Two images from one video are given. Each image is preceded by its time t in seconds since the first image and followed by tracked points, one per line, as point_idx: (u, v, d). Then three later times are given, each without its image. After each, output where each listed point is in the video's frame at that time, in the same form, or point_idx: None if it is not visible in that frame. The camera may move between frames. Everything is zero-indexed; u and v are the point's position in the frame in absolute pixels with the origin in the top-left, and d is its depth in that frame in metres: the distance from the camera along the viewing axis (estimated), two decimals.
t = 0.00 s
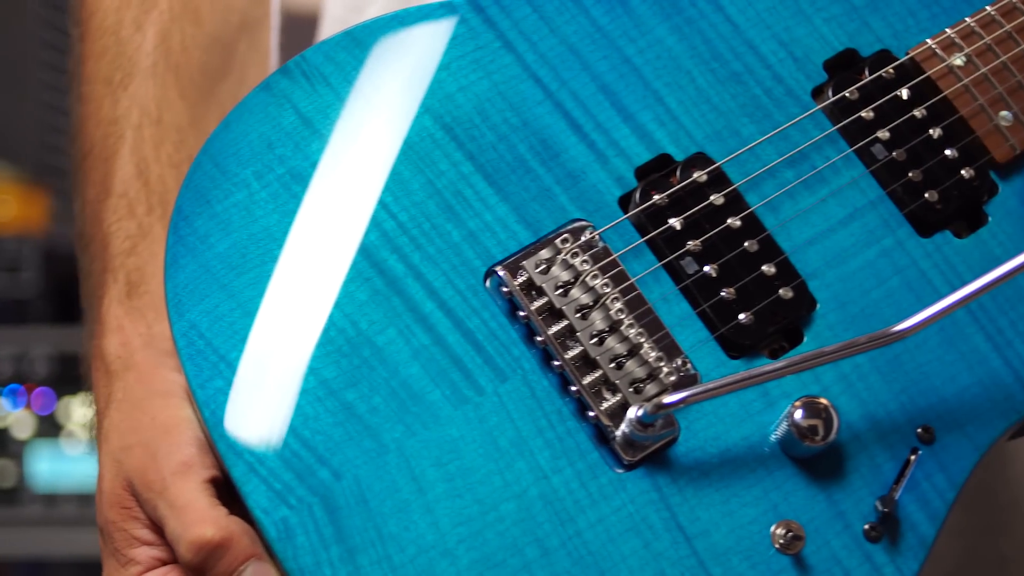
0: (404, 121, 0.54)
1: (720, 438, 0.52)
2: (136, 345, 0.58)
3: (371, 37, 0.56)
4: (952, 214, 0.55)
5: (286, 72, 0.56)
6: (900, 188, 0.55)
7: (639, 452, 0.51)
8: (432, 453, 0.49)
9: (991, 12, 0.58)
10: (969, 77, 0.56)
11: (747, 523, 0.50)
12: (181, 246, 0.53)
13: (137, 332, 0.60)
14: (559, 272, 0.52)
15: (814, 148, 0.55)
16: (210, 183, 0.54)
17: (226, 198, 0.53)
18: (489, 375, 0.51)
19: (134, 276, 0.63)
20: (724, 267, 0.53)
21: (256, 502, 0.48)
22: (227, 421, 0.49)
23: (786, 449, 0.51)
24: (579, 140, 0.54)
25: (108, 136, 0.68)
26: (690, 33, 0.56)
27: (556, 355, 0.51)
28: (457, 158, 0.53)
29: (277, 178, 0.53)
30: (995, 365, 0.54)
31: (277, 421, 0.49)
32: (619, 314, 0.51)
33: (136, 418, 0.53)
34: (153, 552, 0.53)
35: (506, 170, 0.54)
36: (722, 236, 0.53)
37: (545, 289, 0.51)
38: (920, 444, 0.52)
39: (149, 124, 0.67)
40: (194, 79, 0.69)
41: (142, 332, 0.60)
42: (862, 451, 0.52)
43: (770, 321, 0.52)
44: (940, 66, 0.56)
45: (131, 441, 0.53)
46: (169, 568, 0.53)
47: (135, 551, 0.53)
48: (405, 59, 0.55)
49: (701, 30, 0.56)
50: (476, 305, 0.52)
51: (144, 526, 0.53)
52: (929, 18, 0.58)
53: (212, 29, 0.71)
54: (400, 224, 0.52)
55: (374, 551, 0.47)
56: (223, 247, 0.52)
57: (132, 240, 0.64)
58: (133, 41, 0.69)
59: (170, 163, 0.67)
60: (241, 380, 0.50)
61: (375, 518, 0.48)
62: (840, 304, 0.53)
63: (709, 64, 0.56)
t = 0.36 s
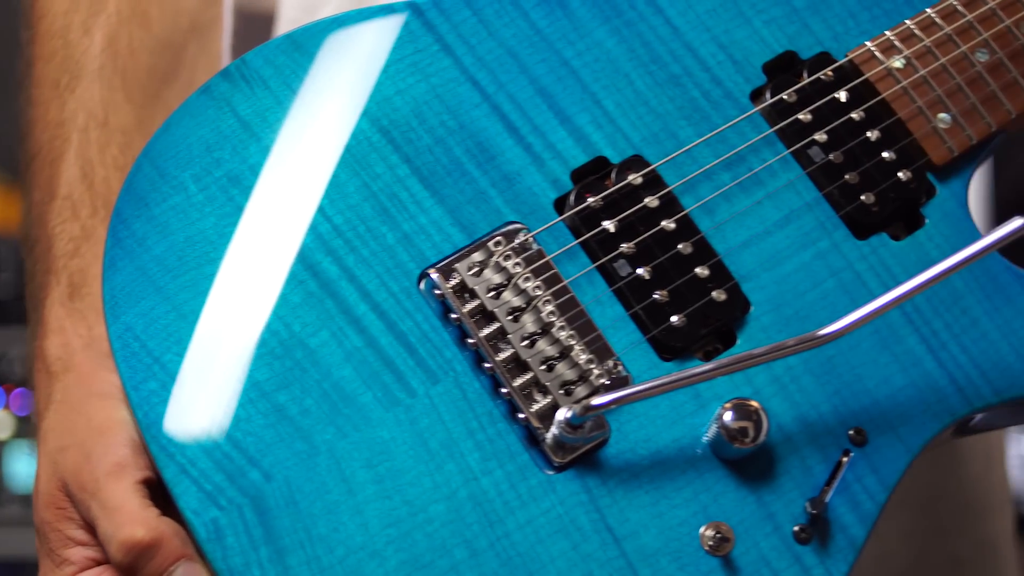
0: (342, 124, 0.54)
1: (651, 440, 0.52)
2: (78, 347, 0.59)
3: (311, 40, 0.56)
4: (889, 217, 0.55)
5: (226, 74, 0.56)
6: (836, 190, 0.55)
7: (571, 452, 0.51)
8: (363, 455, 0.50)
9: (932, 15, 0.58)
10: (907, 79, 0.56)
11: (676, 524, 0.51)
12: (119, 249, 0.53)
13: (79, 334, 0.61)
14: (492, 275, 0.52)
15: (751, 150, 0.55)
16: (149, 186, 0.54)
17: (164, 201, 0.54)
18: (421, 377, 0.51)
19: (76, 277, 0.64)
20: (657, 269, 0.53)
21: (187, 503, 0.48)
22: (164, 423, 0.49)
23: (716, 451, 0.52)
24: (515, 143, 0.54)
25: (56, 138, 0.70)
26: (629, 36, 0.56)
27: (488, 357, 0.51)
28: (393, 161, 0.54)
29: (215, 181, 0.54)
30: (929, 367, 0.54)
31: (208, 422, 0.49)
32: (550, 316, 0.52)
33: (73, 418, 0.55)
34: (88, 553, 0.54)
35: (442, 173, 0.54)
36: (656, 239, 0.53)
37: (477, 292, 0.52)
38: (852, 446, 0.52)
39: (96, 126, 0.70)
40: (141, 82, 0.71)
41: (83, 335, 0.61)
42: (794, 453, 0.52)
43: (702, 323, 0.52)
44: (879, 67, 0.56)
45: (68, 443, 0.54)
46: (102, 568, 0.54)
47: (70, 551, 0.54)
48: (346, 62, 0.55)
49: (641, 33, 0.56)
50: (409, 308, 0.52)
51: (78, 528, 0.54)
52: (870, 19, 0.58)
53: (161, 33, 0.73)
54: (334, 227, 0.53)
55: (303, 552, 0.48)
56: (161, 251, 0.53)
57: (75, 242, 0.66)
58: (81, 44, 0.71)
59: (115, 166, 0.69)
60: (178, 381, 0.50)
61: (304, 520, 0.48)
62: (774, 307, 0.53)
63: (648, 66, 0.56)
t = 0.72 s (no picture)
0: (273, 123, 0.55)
1: (578, 437, 0.52)
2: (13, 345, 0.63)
3: (245, 41, 0.57)
4: (820, 215, 0.55)
5: (162, 76, 0.57)
6: (766, 188, 0.55)
7: (497, 449, 0.51)
8: (289, 452, 0.50)
9: (866, 13, 0.58)
10: (840, 77, 0.56)
11: (601, 521, 0.51)
12: (52, 248, 0.54)
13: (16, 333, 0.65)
14: (419, 273, 0.52)
15: (682, 148, 0.55)
16: (84, 186, 0.55)
17: (98, 201, 0.54)
18: (348, 374, 0.52)
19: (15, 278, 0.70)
20: (585, 267, 0.53)
21: (113, 500, 0.48)
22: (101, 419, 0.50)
23: (642, 448, 0.52)
24: (446, 141, 0.55)
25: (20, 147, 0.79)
26: (562, 36, 0.57)
27: (414, 355, 0.51)
28: (325, 160, 0.54)
29: (148, 180, 0.54)
30: (860, 365, 0.54)
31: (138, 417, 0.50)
32: (476, 314, 0.52)
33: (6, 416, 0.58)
34: (18, 550, 0.59)
35: (373, 172, 0.54)
36: (584, 237, 0.53)
37: (404, 290, 0.52)
38: (780, 444, 0.52)
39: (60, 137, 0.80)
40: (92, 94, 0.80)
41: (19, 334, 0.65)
42: (721, 451, 0.52)
43: (630, 321, 0.52)
44: (812, 66, 0.56)
45: None
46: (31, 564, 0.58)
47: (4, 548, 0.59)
48: (277, 63, 0.56)
49: (573, 32, 0.57)
50: (337, 306, 0.53)
51: (12, 526, 0.59)
52: (805, 18, 0.58)
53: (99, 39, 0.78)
54: (265, 227, 0.53)
55: (228, 548, 0.48)
56: (94, 249, 0.53)
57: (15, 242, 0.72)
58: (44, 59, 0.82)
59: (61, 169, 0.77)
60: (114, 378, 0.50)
61: (229, 517, 0.49)
62: (703, 304, 0.53)
63: (580, 66, 0.56)
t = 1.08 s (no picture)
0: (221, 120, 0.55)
1: (512, 437, 0.52)
2: None
3: (188, 42, 0.57)
4: (757, 216, 0.55)
5: (104, 76, 0.57)
6: (704, 189, 0.55)
7: (431, 448, 0.51)
8: (224, 451, 0.50)
9: (807, 14, 0.58)
10: (779, 78, 0.56)
11: (534, 521, 0.51)
12: None
13: None
14: (354, 273, 0.53)
15: (621, 148, 0.55)
16: (25, 185, 0.55)
17: (40, 200, 0.54)
18: (284, 373, 0.52)
19: None
20: (521, 267, 0.53)
21: (49, 498, 0.48)
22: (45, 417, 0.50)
23: (576, 447, 0.52)
24: (384, 142, 0.55)
25: None
26: (502, 36, 0.57)
27: (349, 355, 0.52)
28: (264, 161, 0.55)
29: (89, 180, 0.55)
30: (795, 365, 0.54)
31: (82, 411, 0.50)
32: (411, 314, 0.52)
33: None
34: None
35: (311, 172, 0.55)
36: (520, 237, 0.54)
37: (339, 290, 0.52)
38: (714, 444, 0.53)
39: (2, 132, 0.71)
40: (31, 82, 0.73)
41: None
42: (655, 451, 0.52)
43: (565, 321, 0.52)
44: (751, 67, 0.57)
45: None
46: None
47: None
48: (222, 62, 0.57)
49: (514, 33, 0.57)
50: (274, 306, 0.53)
51: None
52: (746, 19, 0.58)
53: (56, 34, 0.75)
54: (203, 226, 0.53)
55: (162, 547, 0.48)
56: (36, 248, 0.53)
57: None
58: None
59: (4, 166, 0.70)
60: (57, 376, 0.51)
61: (163, 515, 0.49)
62: (639, 305, 0.53)
63: (520, 66, 0.57)
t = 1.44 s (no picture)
0: (177, 114, 0.55)
1: (455, 436, 0.52)
2: None
3: (138, 43, 0.58)
4: (704, 216, 0.55)
5: (55, 78, 0.57)
6: (650, 188, 0.55)
7: (374, 447, 0.51)
8: (167, 451, 0.49)
9: (756, 16, 0.59)
10: (727, 78, 0.57)
11: (476, 520, 0.51)
12: None
13: None
14: (299, 273, 0.53)
15: (568, 148, 0.56)
16: None
17: None
18: (228, 373, 0.51)
19: None
20: (465, 267, 0.53)
21: None
22: None
23: (518, 447, 0.52)
24: (331, 143, 0.55)
25: None
26: (451, 38, 0.58)
27: (292, 354, 0.52)
28: (211, 160, 0.55)
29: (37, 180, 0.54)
30: (741, 365, 0.54)
31: (34, 401, 0.49)
32: (354, 314, 0.52)
33: None
34: None
35: (258, 172, 0.55)
36: (465, 237, 0.54)
37: (283, 289, 0.53)
38: (658, 443, 0.53)
39: None
40: None
41: None
42: (598, 451, 0.52)
43: (508, 320, 0.53)
44: (699, 68, 0.57)
45: None
46: None
47: None
48: (172, 62, 0.57)
49: (462, 34, 0.58)
50: (219, 305, 0.53)
51: None
52: (696, 20, 0.59)
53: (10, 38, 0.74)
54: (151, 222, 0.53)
55: (104, 545, 0.47)
56: None
57: None
58: None
59: None
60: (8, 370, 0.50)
61: (107, 514, 0.48)
62: (584, 304, 0.53)
63: (468, 67, 0.57)
